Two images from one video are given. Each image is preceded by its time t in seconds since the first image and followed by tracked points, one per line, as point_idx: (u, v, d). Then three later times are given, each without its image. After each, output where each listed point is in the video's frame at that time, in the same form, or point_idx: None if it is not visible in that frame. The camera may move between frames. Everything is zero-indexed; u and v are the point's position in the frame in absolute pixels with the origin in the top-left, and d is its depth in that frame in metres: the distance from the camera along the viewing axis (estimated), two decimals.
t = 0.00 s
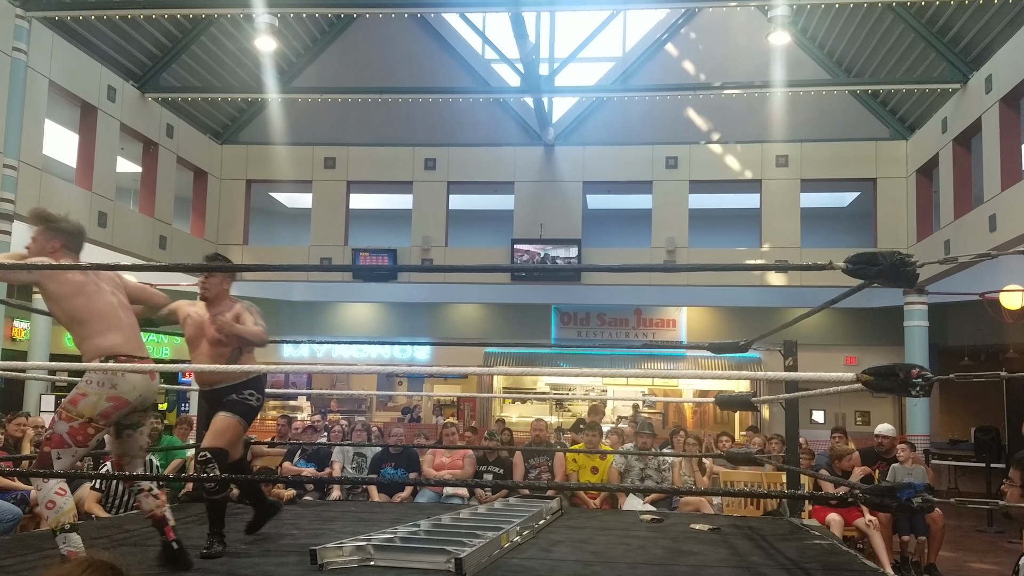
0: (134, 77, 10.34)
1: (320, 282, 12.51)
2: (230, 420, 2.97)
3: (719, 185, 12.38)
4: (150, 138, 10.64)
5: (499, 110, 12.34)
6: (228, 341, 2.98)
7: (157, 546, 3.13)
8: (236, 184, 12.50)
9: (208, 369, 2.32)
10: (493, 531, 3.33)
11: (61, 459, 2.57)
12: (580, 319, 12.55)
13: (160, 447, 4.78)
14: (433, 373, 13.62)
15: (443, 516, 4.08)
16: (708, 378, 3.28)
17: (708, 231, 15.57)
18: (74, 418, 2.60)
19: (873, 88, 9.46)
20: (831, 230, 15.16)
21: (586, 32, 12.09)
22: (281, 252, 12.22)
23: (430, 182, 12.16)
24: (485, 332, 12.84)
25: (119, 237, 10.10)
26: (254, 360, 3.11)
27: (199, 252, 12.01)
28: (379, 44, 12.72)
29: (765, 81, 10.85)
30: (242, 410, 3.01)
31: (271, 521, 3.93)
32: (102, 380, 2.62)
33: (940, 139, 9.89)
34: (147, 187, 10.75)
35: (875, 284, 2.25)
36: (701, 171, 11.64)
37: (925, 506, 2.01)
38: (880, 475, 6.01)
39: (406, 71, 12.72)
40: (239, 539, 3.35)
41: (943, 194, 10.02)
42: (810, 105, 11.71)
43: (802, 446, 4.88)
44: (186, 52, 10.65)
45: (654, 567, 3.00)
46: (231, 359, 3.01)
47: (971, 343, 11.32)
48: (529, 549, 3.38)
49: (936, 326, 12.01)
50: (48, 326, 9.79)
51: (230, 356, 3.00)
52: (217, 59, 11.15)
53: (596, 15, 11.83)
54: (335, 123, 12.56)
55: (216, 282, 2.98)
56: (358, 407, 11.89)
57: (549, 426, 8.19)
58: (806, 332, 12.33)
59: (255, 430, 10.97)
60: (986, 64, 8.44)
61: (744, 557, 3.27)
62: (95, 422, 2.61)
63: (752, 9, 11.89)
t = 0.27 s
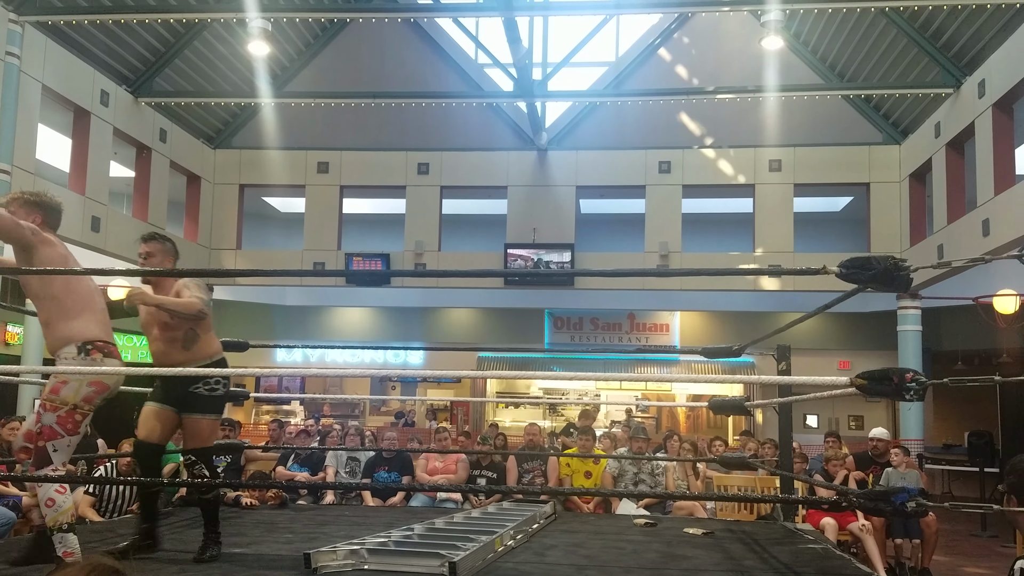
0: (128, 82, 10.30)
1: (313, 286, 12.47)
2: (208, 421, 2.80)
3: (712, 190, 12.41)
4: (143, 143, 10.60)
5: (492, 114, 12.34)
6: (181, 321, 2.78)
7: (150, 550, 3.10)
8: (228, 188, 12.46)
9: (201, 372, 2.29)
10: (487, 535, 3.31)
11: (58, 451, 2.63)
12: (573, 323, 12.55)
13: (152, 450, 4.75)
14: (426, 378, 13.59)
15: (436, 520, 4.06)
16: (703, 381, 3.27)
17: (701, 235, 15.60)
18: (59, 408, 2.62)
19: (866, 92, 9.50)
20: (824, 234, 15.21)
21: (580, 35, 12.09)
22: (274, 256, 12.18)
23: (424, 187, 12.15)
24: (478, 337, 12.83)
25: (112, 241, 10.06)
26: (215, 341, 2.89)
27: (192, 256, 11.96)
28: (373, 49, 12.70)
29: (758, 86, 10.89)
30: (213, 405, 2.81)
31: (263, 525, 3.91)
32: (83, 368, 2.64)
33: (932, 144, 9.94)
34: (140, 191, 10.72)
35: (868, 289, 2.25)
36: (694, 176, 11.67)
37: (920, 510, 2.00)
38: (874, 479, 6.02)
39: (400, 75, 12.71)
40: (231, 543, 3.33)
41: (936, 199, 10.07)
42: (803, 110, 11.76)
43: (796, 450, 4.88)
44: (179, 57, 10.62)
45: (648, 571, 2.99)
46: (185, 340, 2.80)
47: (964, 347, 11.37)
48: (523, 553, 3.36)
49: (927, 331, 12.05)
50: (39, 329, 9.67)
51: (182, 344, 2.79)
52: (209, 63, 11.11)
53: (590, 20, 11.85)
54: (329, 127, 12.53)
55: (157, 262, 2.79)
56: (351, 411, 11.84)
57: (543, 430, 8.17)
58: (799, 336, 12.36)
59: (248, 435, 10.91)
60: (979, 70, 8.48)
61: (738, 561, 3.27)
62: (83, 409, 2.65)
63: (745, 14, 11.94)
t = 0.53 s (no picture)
0: (135, 84, 10.32)
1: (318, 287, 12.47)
2: (164, 418, 2.70)
3: (719, 189, 12.37)
4: (150, 145, 10.63)
5: (497, 114, 12.31)
6: (146, 314, 2.75)
7: (157, 550, 3.10)
8: (234, 189, 12.47)
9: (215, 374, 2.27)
10: (494, 536, 3.29)
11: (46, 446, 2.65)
12: (579, 324, 12.52)
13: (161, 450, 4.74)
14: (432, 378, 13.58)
15: (442, 520, 4.05)
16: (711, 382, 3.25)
17: (707, 235, 15.56)
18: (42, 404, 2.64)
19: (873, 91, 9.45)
20: (830, 233, 15.15)
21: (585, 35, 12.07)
22: (279, 257, 12.19)
23: (429, 187, 12.15)
24: (483, 337, 12.80)
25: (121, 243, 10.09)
26: (180, 338, 2.82)
27: (198, 257, 11.98)
28: (378, 49, 12.69)
29: (764, 84, 10.85)
30: (171, 403, 2.72)
31: (269, 525, 3.90)
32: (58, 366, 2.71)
33: (941, 143, 9.89)
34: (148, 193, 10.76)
35: (877, 289, 2.22)
36: (701, 175, 11.63)
37: (931, 512, 1.97)
38: (884, 480, 5.98)
39: (405, 76, 12.70)
40: (238, 543, 3.32)
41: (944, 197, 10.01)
42: (809, 108, 11.71)
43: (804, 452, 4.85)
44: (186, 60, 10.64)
45: (656, 572, 2.97)
46: (148, 334, 2.75)
47: (972, 347, 11.30)
48: (529, 553, 3.35)
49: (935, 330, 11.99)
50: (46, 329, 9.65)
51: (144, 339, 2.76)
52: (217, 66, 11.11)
53: (595, 19, 11.82)
54: (334, 128, 12.53)
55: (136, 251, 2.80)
56: (357, 411, 11.84)
57: (549, 430, 8.15)
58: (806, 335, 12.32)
59: (254, 436, 10.92)
60: (989, 67, 8.42)
61: (746, 562, 3.25)
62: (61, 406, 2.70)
63: (751, 12, 11.90)
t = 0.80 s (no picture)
0: (168, 91, 10.50)
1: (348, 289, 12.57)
2: (168, 415, 2.62)
3: (749, 188, 12.22)
4: (182, 150, 10.80)
5: (524, 114, 12.28)
6: (158, 311, 2.68)
7: (194, 550, 3.13)
8: (265, 194, 12.63)
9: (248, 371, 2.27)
10: (526, 538, 3.27)
11: (30, 436, 2.48)
12: (607, 325, 12.46)
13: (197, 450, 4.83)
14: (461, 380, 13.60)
15: (473, 522, 4.05)
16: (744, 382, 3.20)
17: (737, 233, 15.39)
18: (44, 394, 2.49)
19: (908, 86, 9.26)
20: (863, 231, 14.90)
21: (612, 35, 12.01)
22: (310, 260, 12.31)
23: (457, 189, 12.18)
24: (511, 339, 12.77)
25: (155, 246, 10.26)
26: (192, 338, 2.76)
27: (230, 260, 12.14)
28: (405, 53, 12.77)
29: (795, 81, 10.69)
30: (176, 399, 2.64)
31: (303, 525, 3.93)
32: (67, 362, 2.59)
33: (978, 138, 9.66)
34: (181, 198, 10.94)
35: (918, 287, 2.16)
36: (731, 174, 11.50)
37: (975, 515, 1.91)
38: (923, 482, 5.86)
39: (432, 79, 12.76)
40: (273, 543, 3.35)
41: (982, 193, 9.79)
42: (841, 105, 11.52)
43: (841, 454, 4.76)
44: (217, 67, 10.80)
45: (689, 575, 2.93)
46: (161, 332, 2.68)
47: (1013, 346, 11.02)
48: (562, 555, 3.33)
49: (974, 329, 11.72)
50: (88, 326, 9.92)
51: (156, 337, 2.67)
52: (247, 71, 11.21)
53: (622, 18, 11.76)
54: (361, 132, 12.61)
55: (151, 246, 2.75)
56: (386, 413, 11.92)
57: (579, 431, 8.12)
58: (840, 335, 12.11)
59: (286, 437, 11.04)
60: None
61: (783, 566, 3.19)
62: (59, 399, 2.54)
63: (780, 8, 11.75)
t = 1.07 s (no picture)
0: (191, 97, 10.65)
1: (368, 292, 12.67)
2: (167, 414, 2.44)
3: (769, 188, 12.16)
4: (205, 156, 10.95)
5: (542, 117, 12.32)
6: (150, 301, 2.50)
7: (219, 551, 3.19)
8: (286, 199, 12.77)
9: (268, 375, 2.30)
10: (547, 540, 3.29)
11: (46, 445, 2.35)
12: (627, 326, 12.46)
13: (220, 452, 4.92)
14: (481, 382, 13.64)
15: (495, 524, 4.07)
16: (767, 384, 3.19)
17: (757, 234, 15.30)
18: (53, 401, 2.37)
19: (929, 84, 9.18)
20: (885, 230, 14.76)
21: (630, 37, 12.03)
22: (331, 264, 12.42)
23: (476, 192, 12.25)
24: (530, 340, 12.79)
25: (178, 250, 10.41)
26: (188, 330, 2.58)
27: (253, 264, 12.29)
28: (424, 58, 12.86)
29: (815, 80, 10.64)
30: (171, 396, 2.45)
31: (326, 527, 3.98)
32: (78, 365, 2.47)
33: (1001, 136, 9.55)
34: (204, 203, 11.10)
35: (943, 288, 2.16)
36: (750, 174, 11.45)
37: (999, 516, 1.90)
38: (946, 483, 5.81)
39: (451, 82, 12.83)
40: (297, 545, 3.40)
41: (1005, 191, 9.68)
42: (862, 103, 11.42)
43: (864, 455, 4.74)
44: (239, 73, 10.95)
45: None
46: (153, 320, 2.50)
47: None
48: (584, 558, 3.34)
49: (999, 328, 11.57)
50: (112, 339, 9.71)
51: (148, 325, 2.50)
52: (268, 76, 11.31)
53: (640, 20, 11.76)
54: (381, 136, 12.70)
55: (149, 235, 2.59)
56: (407, 415, 12.01)
57: (599, 432, 8.12)
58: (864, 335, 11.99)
59: (308, 439, 11.15)
60: None
61: (807, 568, 3.18)
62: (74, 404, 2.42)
63: (799, 7, 11.68)
